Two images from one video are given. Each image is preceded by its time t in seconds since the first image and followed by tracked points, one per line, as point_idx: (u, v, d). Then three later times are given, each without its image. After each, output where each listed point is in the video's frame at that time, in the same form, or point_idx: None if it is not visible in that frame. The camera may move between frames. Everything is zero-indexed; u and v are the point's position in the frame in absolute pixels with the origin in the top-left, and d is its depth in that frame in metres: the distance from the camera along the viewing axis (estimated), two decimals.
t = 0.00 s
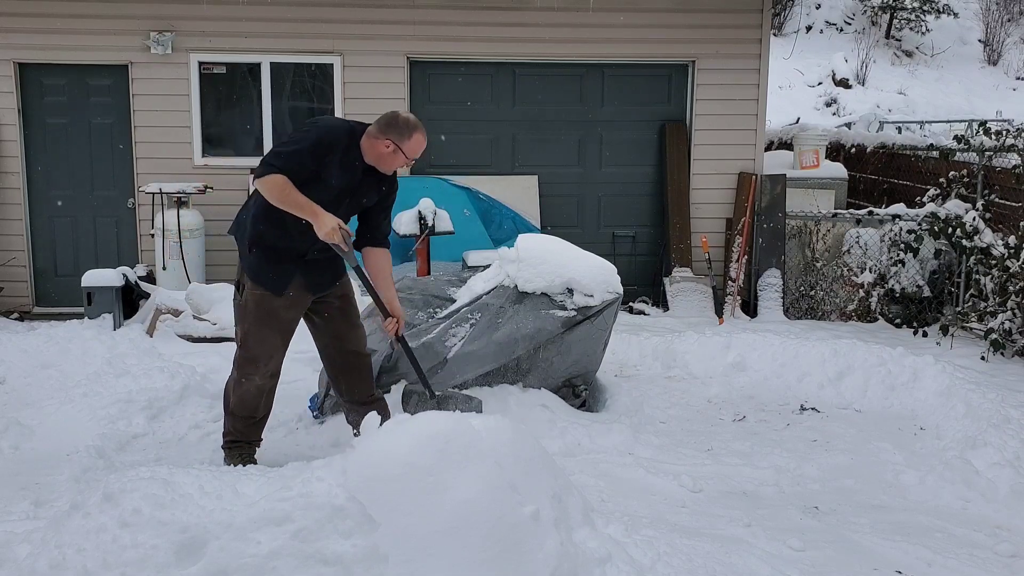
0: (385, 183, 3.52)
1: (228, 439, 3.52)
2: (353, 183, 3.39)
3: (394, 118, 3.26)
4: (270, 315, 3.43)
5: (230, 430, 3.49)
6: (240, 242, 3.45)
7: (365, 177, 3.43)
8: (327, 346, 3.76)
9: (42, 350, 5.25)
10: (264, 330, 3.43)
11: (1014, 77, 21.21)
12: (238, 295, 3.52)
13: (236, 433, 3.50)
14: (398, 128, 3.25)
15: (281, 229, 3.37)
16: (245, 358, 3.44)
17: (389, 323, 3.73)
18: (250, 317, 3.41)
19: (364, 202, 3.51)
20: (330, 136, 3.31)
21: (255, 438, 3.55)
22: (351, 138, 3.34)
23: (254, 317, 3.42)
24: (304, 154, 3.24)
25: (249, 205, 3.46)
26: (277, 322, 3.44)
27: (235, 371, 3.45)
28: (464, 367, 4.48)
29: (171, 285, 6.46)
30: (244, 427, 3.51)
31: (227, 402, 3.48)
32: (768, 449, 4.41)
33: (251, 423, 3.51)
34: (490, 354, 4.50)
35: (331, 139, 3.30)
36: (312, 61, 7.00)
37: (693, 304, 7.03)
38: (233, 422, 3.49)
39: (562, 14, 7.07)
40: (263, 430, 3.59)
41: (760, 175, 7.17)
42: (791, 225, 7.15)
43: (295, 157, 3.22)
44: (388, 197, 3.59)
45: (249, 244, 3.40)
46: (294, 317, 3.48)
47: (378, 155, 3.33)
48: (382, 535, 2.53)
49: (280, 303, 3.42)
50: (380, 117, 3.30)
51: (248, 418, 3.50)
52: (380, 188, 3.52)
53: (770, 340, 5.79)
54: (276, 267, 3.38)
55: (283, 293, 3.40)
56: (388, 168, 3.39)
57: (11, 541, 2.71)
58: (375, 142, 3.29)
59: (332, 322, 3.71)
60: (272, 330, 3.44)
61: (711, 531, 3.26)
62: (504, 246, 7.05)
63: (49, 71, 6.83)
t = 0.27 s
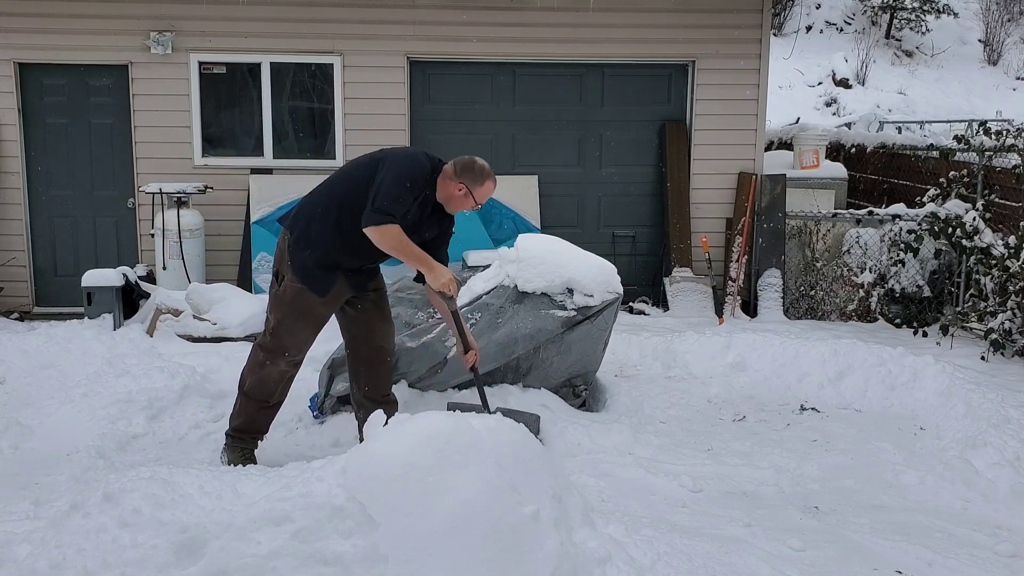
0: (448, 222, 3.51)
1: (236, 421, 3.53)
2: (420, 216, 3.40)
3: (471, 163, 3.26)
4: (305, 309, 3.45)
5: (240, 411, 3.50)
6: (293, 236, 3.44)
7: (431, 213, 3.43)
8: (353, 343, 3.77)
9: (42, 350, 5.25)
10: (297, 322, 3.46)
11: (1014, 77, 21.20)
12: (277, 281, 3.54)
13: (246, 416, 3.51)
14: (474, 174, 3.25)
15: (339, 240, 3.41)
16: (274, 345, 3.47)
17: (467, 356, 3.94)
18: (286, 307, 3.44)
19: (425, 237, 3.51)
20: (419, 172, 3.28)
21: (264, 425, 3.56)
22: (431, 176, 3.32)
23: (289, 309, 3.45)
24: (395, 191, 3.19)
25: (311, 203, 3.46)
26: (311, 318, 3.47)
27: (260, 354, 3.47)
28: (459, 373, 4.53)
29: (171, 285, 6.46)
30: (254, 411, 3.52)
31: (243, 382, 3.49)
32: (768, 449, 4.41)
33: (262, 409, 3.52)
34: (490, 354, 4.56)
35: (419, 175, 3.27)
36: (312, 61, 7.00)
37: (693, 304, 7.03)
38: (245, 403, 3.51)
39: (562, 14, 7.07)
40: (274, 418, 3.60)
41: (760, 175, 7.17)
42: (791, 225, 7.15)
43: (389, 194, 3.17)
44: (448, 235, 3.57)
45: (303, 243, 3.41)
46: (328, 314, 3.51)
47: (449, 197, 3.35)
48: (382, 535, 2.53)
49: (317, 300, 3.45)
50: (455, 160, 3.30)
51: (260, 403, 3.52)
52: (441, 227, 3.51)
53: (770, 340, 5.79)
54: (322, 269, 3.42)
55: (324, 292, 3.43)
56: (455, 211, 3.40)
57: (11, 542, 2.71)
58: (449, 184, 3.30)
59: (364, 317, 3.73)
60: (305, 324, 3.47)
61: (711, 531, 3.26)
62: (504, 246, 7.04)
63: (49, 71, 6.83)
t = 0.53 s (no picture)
0: (471, 243, 3.54)
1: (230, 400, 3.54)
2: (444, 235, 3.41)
3: (499, 187, 3.28)
4: (320, 306, 3.45)
5: (236, 391, 3.51)
6: (315, 235, 3.43)
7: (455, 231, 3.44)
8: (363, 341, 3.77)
9: (42, 350, 5.25)
10: (311, 318, 3.47)
11: (1014, 77, 21.20)
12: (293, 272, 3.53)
13: (241, 396, 3.52)
14: (501, 198, 3.28)
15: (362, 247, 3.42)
16: (285, 335, 3.48)
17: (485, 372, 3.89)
18: (303, 300, 3.45)
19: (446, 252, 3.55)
20: (451, 198, 3.28)
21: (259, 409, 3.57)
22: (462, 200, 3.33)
23: (305, 303, 3.45)
24: (429, 222, 3.21)
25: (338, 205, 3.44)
26: (324, 315, 3.48)
27: (269, 341, 3.48)
28: (459, 374, 4.54)
29: (170, 285, 6.46)
30: (251, 395, 3.54)
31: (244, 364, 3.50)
32: (768, 449, 4.42)
33: (260, 393, 3.54)
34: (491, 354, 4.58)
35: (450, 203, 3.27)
36: (312, 61, 6.99)
37: (693, 304, 7.02)
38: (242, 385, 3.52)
39: (562, 14, 7.06)
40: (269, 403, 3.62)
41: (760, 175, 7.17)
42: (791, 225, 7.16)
43: (425, 225, 3.19)
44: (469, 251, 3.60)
45: (325, 244, 3.41)
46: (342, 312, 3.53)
47: (473, 218, 3.37)
48: (382, 535, 2.53)
49: (334, 299, 3.45)
50: (483, 182, 3.33)
51: (258, 386, 3.53)
52: (463, 245, 3.54)
53: (770, 340, 5.79)
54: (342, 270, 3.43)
55: (341, 293, 3.45)
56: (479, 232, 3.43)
57: (11, 541, 2.71)
58: (476, 206, 3.33)
59: (377, 315, 3.72)
60: (318, 321, 3.48)
61: (711, 531, 3.26)
62: (504, 246, 7.03)
63: (50, 71, 6.83)
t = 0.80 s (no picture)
0: (468, 246, 3.49)
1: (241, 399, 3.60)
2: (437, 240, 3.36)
3: (492, 189, 3.19)
4: (319, 301, 3.48)
5: (246, 391, 3.58)
6: (315, 231, 3.45)
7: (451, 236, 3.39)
8: (366, 339, 3.78)
9: (41, 350, 5.25)
10: (311, 313, 3.49)
11: (1014, 77, 21.19)
12: (295, 268, 3.57)
13: (250, 395, 3.58)
14: (494, 200, 3.19)
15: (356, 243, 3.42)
16: (286, 331, 3.52)
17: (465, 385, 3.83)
18: (301, 295, 3.48)
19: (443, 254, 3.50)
20: (443, 202, 3.24)
21: (267, 408, 3.62)
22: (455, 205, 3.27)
23: (304, 298, 3.48)
24: (417, 223, 3.17)
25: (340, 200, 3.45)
26: (324, 310, 3.50)
27: (272, 337, 3.53)
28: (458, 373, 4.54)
29: (170, 285, 6.46)
30: (259, 395, 3.58)
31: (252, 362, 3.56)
32: (768, 449, 4.42)
33: (267, 392, 3.58)
34: (490, 354, 4.58)
35: (440, 205, 3.22)
36: (312, 61, 6.99)
37: (693, 304, 7.02)
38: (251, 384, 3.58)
39: (562, 14, 7.06)
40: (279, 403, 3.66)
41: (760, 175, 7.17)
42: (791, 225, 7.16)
43: (411, 226, 3.16)
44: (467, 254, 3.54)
45: (323, 238, 3.43)
46: (343, 307, 3.54)
47: (468, 220, 3.29)
48: (382, 535, 2.53)
49: (333, 294, 3.47)
50: (478, 183, 3.24)
51: (266, 385, 3.58)
52: (460, 249, 3.49)
53: (770, 340, 5.79)
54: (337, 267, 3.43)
55: (339, 289, 3.46)
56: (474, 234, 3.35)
57: (11, 541, 2.71)
58: (469, 209, 3.25)
59: (378, 313, 3.71)
60: (318, 316, 3.51)
61: (711, 531, 3.26)
62: (504, 246, 7.03)
63: (50, 71, 6.82)
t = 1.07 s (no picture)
0: (455, 232, 3.47)
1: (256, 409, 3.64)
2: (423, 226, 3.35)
3: (474, 176, 3.18)
4: (317, 301, 3.52)
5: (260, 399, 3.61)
6: (305, 228, 3.48)
7: (436, 223, 3.38)
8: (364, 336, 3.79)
9: (41, 350, 5.25)
10: (309, 313, 3.53)
11: (1014, 77, 21.20)
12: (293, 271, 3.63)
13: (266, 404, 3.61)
14: (475, 186, 3.17)
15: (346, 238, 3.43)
16: (287, 334, 3.56)
17: (434, 375, 3.69)
18: (297, 297, 3.52)
19: (430, 243, 3.49)
20: (422, 189, 3.22)
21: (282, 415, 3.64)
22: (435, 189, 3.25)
23: (302, 299, 3.52)
24: (393, 209, 3.16)
25: (327, 194, 3.46)
26: (323, 309, 3.54)
27: (275, 343, 3.57)
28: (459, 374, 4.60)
29: (171, 285, 6.46)
30: (272, 402, 3.61)
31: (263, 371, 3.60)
32: (768, 450, 4.42)
33: (278, 398, 3.61)
34: (490, 354, 4.60)
35: (418, 190, 3.21)
36: (312, 61, 7.00)
37: (693, 304, 7.03)
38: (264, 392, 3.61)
39: (562, 14, 7.06)
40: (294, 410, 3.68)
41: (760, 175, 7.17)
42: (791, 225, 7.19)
43: (388, 214, 3.15)
44: (455, 241, 3.53)
45: (314, 235, 3.45)
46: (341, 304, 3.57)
47: (452, 207, 3.27)
48: (382, 535, 2.53)
49: (328, 291, 3.51)
50: (462, 171, 3.22)
51: (278, 392, 3.60)
52: (447, 237, 3.48)
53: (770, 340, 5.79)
54: (331, 263, 3.46)
55: (334, 286, 3.49)
56: (459, 222, 3.33)
57: (11, 542, 2.71)
58: (452, 195, 3.23)
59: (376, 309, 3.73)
60: (318, 315, 3.54)
61: (710, 531, 3.26)
62: (504, 246, 7.04)
63: (50, 70, 6.83)
